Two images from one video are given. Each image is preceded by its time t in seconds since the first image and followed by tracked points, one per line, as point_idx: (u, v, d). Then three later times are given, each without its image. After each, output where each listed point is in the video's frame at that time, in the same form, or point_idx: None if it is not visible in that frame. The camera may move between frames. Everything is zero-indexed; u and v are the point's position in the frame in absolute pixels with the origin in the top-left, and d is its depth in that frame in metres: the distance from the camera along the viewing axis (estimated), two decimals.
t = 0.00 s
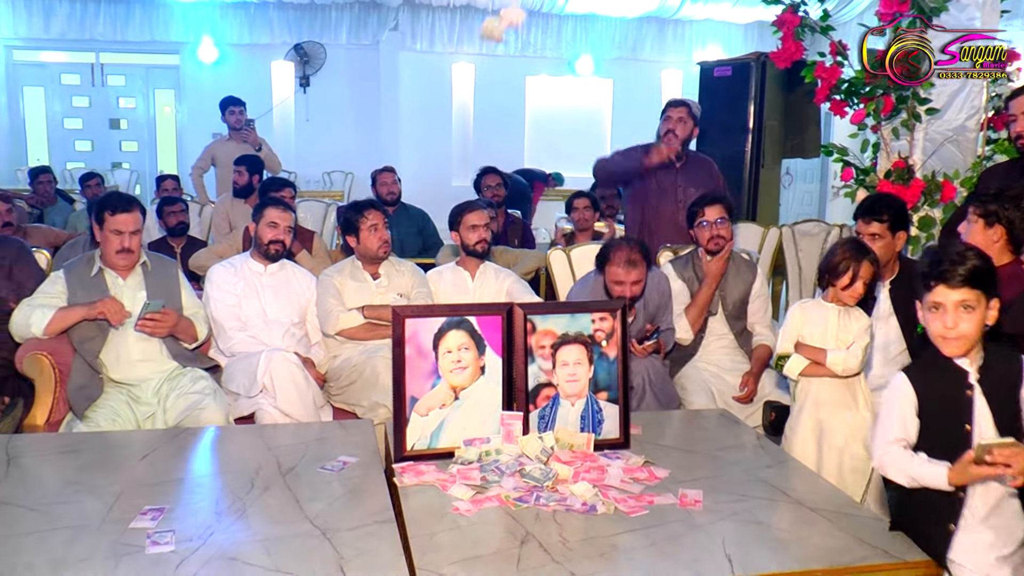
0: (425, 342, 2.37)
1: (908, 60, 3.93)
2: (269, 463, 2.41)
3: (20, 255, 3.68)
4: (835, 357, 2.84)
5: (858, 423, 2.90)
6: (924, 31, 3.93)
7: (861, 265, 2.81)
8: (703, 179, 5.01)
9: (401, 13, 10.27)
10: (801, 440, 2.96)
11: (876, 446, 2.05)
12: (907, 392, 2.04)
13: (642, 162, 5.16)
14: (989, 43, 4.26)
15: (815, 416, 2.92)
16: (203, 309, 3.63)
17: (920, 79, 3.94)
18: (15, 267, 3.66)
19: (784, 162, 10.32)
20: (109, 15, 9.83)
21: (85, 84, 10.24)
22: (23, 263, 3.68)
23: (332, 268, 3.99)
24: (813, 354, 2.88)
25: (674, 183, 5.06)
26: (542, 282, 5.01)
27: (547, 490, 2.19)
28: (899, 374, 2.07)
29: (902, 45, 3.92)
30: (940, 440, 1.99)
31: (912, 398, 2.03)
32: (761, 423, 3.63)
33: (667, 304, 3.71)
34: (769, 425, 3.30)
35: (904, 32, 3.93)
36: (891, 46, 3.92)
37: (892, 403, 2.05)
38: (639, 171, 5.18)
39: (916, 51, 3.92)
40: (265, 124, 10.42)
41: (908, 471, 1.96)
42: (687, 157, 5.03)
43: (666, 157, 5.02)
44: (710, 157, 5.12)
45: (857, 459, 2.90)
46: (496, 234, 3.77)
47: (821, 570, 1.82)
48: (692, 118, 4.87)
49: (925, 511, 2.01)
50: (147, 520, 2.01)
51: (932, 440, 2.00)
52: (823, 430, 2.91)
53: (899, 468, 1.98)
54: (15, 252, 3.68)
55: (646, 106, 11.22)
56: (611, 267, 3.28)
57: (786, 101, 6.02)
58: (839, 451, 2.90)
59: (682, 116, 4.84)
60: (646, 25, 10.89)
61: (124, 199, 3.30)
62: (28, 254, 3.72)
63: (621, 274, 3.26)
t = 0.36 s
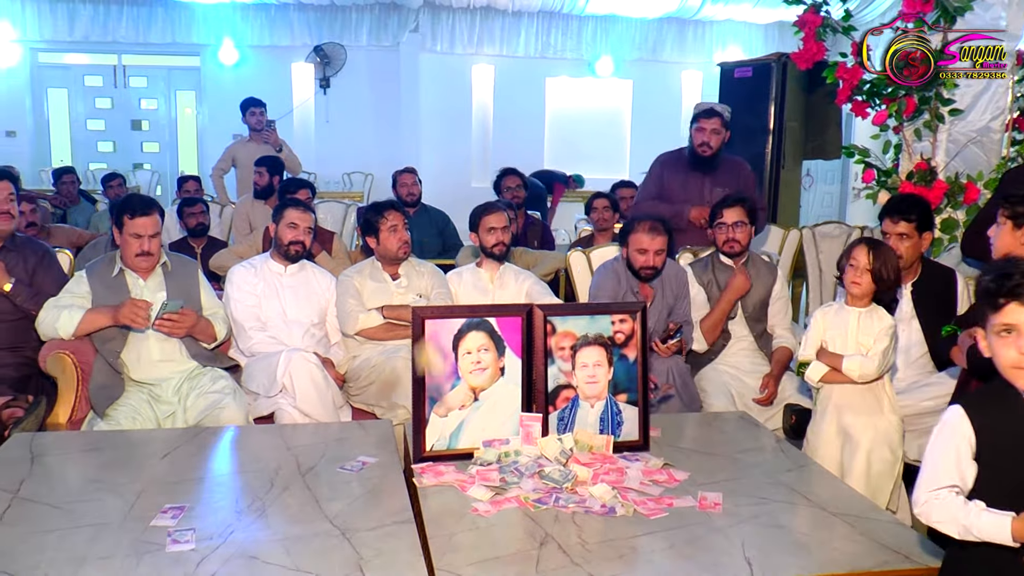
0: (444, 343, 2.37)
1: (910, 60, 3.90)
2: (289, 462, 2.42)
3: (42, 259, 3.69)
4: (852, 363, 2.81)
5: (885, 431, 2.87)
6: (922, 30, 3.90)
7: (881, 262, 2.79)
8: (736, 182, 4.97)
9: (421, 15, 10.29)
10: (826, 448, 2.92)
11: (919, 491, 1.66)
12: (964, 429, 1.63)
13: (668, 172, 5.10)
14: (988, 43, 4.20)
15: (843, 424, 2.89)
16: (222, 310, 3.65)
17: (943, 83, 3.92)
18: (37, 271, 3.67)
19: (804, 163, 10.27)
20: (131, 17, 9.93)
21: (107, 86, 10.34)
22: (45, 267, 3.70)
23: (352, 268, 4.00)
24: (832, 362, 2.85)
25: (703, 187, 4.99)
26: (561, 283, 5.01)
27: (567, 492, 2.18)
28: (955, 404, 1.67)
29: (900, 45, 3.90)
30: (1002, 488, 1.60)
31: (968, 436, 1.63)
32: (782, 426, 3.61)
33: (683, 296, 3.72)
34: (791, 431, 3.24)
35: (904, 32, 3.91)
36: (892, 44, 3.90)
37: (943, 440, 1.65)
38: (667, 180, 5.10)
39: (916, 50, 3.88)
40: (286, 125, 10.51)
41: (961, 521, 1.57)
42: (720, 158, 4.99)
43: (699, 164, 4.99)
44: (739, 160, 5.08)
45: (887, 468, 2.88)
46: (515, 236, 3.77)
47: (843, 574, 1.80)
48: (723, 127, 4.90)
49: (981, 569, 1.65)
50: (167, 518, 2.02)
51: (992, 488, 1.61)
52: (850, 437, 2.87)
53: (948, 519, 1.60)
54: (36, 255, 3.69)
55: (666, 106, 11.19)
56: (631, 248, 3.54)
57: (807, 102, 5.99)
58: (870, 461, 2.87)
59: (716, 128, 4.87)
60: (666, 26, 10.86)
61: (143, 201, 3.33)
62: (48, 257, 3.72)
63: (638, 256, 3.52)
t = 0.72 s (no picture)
0: (458, 343, 2.37)
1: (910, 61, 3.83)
2: (303, 462, 2.43)
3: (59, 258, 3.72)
4: (869, 379, 2.72)
5: (909, 448, 2.82)
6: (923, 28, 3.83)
7: (911, 266, 2.69)
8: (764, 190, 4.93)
9: (435, 15, 10.30)
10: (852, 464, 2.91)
11: (958, 523, 1.56)
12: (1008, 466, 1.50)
13: (699, 172, 5.07)
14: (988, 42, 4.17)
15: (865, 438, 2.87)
16: (237, 309, 3.67)
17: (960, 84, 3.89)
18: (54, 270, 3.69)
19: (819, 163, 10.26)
20: (146, 19, 10.00)
21: (122, 86, 10.43)
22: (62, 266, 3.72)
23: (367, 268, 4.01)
24: (853, 373, 2.79)
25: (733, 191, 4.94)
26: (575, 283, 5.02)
27: (581, 492, 2.18)
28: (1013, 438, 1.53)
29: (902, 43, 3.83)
30: None
31: (1013, 478, 1.49)
32: (796, 427, 3.58)
33: (693, 293, 3.77)
34: (806, 432, 3.14)
35: (904, 31, 3.84)
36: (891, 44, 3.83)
37: (987, 478, 1.52)
38: (697, 179, 5.07)
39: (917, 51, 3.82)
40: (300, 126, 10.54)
41: (984, 563, 1.48)
42: (755, 166, 4.93)
43: (732, 170, 4.95)
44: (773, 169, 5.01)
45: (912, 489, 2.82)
46: (529, 237, 3.77)
47: None
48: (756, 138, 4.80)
49: None
50: (182, 516, 2.04)
51: None
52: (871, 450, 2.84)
53: (974, 559, 1.50)
54: (54, 254, 3.71)
55: (680, 106, 11.16)
56: (648, 236, 3.64)
57: (822, 102, 5.97)
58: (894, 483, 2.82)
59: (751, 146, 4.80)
60: (680, 26, 10.84)
61: (159, 203, 3.35)
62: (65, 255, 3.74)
63: (657, 245, 3.62)
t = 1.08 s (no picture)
0: (478, 343, 2.37)
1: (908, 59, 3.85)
2: (322, 461, 2.44)
3: (81, 259, 3.75)
4: (914, 387, 2.72)
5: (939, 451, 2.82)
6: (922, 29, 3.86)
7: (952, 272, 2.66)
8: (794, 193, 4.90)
9: (455, 16, 10.29)
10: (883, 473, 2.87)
11: None
12: None
13: (729, 173, 5.05)
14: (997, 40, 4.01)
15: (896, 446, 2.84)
16: (258, 309, 3.70)
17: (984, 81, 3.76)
18: (76, 270, 3.73)
19: (840, 164, 10.22)
20: (168, 20, 10.08)
21: (144, 87, 10.53)
22: (84, 267, 3.75)
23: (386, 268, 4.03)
24: (892, 377, 2.77)
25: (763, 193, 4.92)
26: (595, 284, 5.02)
27: (600, 493, 2.18)
28: None
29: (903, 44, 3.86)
30: None
31: None
32: (817, 429, 3.54)
33: (710, 292, 3.75)
34: (825, 434, 3.05)
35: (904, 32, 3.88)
36: (893, 44, 3.86)
37: None
38: (727, 180, 5.06)
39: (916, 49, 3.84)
40: (320, 126, 10.61)
41: None
42: (786, 167, 4.91)
43: (762, 172, 4.92)
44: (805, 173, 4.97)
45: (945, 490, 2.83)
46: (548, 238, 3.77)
47: None
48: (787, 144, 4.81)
49: None
50: (202, 514, 2.05)
51: None
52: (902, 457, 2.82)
53: None
54: (75, 255, 3.75)
55: (701, 106, 11.11)
56: (660, 235, 3.69)
57: (843, 102, 5.94)
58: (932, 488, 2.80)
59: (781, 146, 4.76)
60: (700, 26, 10.78)
61: (183, 205, 3.37)
62: (87, 256, 3.78)
63: (668, 244, 3.67)
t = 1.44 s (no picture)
0: (501, 343, 2.38)
1: (908, 61, 3.83)
2: (345, 460, 2.45)
3: (108, 259, 3.79)
4: (929, 387, 2.69)
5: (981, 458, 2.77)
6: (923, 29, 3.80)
7: (964, 267, 2.68)
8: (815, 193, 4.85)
9: (478, 16, 10.30)
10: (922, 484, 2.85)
11: None
12: None
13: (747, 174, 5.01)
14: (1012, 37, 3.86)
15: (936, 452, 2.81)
16: (281, 309, 3.72)
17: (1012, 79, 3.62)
18: (102, 271, 3.77)
19: (864, 164, 10.16)
20: (192, 22, 10.17)
21: (169, 88, 10.65)
22: (110, 268, 3.79)
23: (409, 268, 4.05)
24: (912, 381, 2.76)
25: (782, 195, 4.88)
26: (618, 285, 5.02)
27: (623, 494, 2.18)
28: None
29: (903, 44, 3.84)
30: None
31: None
32: (840, 432, 3.50)
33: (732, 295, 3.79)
34: (849, 436, 3.01)
35: (903, 32, 3.83)
36: (891, 44, 3.87)
37: None
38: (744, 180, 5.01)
39: (917, 50, 3.81)
40: (343, 126, 10.73)
41: None
42: (803, 166, 4.86)
43: (779, 172, 4.88)
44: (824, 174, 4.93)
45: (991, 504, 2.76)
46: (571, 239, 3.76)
47: None
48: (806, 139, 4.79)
49: None
50: (226, 512, 2.07)
51: None
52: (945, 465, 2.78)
53: None
54: (102, 254, 3.78)
55: (724, 106, 11.06)
56: (699, 236, 3.71)
57: (867, 101, 5.90)
58: (975, 496, 2.74)
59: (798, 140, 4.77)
60: (724, 25, 10.72)
61: (209, 207, 3.40)
62: (113, 256, 3.81)
63: (707, 246, 3.69)
